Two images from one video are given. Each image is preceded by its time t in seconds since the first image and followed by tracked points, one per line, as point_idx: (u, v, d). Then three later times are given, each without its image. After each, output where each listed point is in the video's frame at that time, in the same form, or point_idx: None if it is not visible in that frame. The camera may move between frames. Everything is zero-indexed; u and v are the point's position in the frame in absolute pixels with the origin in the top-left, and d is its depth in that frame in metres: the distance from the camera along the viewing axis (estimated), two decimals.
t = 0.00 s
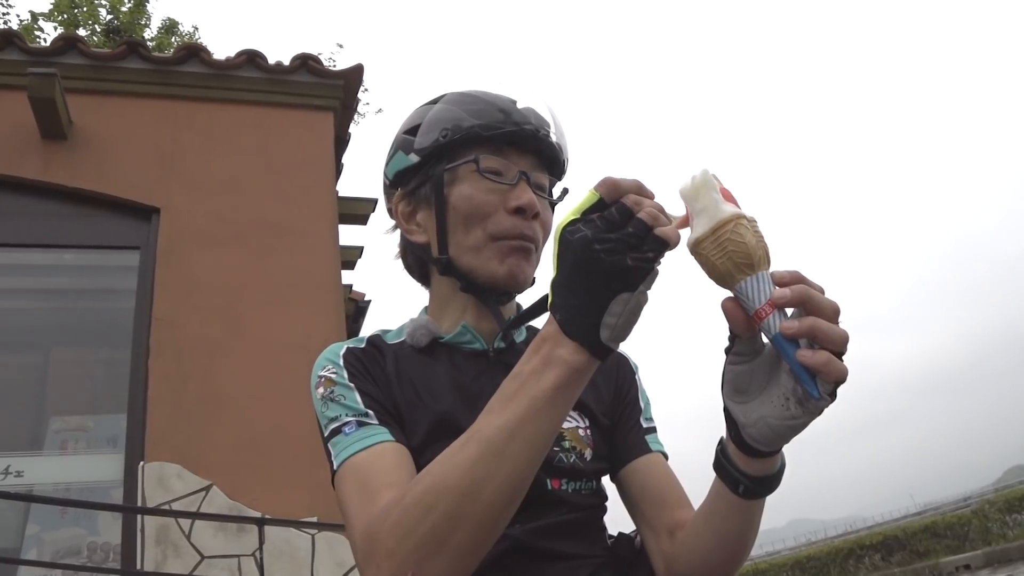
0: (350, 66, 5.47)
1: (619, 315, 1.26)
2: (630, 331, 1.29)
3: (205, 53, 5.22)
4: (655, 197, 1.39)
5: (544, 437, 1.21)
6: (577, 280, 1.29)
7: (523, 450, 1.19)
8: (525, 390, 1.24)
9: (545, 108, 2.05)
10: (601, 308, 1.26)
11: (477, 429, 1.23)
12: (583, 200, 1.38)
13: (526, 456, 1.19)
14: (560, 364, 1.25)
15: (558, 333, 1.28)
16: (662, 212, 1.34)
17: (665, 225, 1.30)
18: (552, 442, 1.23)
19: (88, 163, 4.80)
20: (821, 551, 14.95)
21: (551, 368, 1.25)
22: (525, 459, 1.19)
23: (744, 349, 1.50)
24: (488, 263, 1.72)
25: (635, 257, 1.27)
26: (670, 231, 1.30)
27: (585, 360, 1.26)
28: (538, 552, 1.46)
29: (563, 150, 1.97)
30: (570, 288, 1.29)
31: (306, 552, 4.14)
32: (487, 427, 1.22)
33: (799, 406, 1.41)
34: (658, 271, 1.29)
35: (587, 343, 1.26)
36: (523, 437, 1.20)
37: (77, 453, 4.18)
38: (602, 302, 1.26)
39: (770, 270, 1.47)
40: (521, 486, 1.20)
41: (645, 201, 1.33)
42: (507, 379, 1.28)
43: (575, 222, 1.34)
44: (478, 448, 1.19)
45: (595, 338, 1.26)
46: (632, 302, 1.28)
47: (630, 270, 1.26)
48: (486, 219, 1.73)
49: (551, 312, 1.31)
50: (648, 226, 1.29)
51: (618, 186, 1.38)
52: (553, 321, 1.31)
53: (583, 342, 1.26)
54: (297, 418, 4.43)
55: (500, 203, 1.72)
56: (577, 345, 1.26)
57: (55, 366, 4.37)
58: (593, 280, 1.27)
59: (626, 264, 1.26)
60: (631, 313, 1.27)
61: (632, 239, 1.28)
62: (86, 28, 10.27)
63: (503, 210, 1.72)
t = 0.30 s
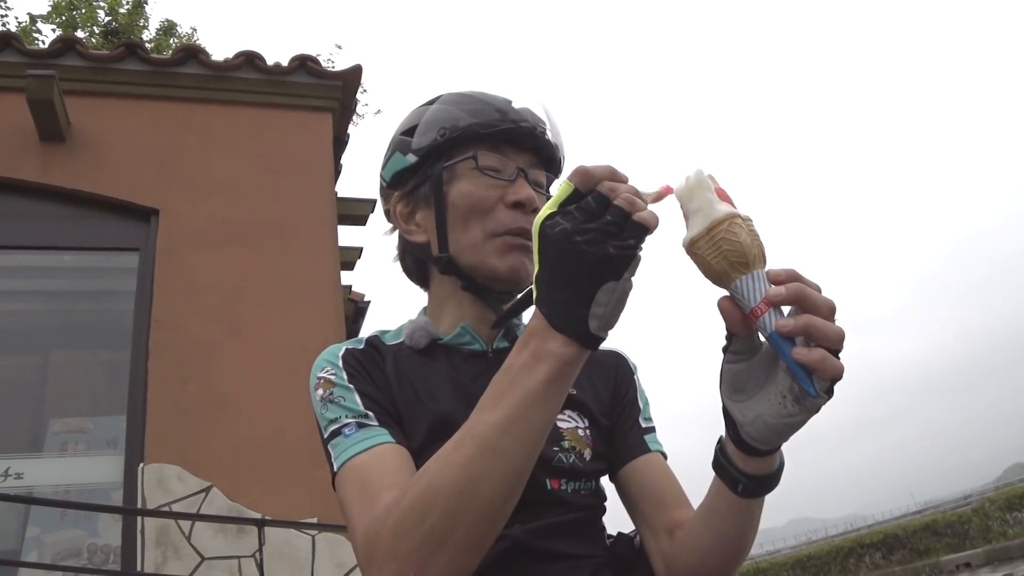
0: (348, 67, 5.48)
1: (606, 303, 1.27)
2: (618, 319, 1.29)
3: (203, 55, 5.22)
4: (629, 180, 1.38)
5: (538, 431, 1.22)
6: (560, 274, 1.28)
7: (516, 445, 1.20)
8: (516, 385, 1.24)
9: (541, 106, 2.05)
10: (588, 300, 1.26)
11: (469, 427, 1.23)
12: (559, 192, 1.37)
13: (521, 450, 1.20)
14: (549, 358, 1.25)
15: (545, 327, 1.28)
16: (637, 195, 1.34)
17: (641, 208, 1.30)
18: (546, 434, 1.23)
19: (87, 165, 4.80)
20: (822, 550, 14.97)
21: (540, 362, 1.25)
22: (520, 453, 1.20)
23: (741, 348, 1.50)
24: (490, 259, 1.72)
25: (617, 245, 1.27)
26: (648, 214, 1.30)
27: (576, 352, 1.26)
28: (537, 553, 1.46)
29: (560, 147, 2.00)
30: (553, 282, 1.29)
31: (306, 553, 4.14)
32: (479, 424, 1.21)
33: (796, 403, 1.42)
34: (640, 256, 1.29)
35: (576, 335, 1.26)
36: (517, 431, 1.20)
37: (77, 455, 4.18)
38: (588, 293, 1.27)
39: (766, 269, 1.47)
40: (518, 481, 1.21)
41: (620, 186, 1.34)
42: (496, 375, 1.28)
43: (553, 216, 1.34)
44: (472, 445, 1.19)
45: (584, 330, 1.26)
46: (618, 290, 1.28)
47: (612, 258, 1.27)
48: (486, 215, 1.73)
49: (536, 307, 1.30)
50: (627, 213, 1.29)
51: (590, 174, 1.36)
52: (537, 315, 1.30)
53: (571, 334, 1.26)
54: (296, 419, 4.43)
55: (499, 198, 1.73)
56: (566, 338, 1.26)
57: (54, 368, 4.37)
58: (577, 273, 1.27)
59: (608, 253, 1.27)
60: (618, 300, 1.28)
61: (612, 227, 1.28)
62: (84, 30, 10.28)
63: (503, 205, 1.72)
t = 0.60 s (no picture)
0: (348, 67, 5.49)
1: (593, 314, 1.28)
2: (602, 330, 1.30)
3: (203, 55, 5.22)
4: (616, 191, 1.39)
5: (526, 440, 1.22)
6: (549, 284, 1.28)
7: (506, 451, 1.20)
8: (504, 392, 1.24)
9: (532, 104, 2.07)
10: (575, 310, 1.27)
11: (457, 438, 1.23)
12: (548, 201, 1.36)
13: (511, 456, 1.21)
14: (534, 367, 1.25)
15: (530, 337, 1.28)
16: (625, 207, 1.35)
17: (631, 221, 1.31)
18: (535, 440, 1.24)
19: (87, 166, 4.80)
20: (822, 550, 14.99)
21: (526, 372, 1.25)
22: (510, 459, 1.20)
23: (750, 346, 1.50)
24: (491, 254, 1.71)
25: (606, 257, 1.28)
26: (637, 228, 1.31)
27: (562, 362, 1.26)
28: (538, 553, 1.46)
29: (552, 143, 2.01)
30: (542, 292, 1.28)
31: (306, 554, 4.14)
32: (467, 435, 1.22)
33: (800, 405, 1.42)
34: (627, 268, 1.30)
35: (563, 346, 1.26)
36: (507, 439, 1.21)
37: (77, 455, 4.18)
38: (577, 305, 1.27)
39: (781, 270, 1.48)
40: (507, 490, 1.21)
41: (610, 199, 1.34)
42: (482, 385, 1.28)
43: (542, 225, 1.33)
44: (460, 456, 1.20)
45: (571, 340, 1.26)
46: (605, 301, 1.29)
47: (601, 270, 1.27)
48: (484, 212, 1.73)
49: (523, 315, 1.30)
50: (616, 225, 1.30)
51: (579, 183, 1.35)
52: (524, 326, 1.29)
53: (558, 345, 1.25)
54: (297, 419, 4.44)
55: (496, 194, 1.73)
56: (551, 347, 1.26)
57: (55, 368, 4.37)
58: (566, 284, 1.27)
59: (598, 264, 1.27)
60: (604, 312, 1.29)
61: (601, 239, 1.28)
62: (83, 31, 10.29)
63: (500, 201, 1.73)
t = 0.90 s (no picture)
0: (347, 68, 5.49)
1: (546, 282, 1.39)
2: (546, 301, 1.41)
3: (202, 56, 5.22)
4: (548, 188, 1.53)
5: (496, 402, 1.28)
6: (516, 254, 1.35)
7: (480, 413, 1.26)
8: (471, 359, 1.30)
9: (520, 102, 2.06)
10: (533, 278, 1.36)
11: (430, 409, 1.27)
12: (507, 185, 1.43)
13: (486, 418, 1.26)
14: (496, 332, 1.31)
15: (491, 306, 1.34)
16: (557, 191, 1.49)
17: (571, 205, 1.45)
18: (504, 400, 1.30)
19: (86, 167, 4.80)
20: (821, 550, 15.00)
21: (490, 338, 1.31)
22: (485, 421, 1.26)
23: (758, 346, 1.49)
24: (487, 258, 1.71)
25: (559, 233, 1.40)
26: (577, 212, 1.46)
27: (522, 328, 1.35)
28: (536, 553, 1.46)
29: (543, 140, 2.00)
30: (508, 262, 1.35)
31: (306, 554, 4.14)
32: (440, 405, 1.27)
33: (800, 408, 1.41)
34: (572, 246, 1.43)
35: (524, 310, 1.34)
36: (479, 402, 1.26)
37: (77, 456, 4.18)
38: (537, 274, 1.36)
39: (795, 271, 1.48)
40: (485, 452, 1.26)
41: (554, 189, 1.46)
42: (446, 356, 1.33)
43: (505, 203, 1.40)
44: (436, 425, 1.24)
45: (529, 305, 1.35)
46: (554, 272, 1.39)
47: (556, 243, 1.39)
48: (476, 217, 1.72)
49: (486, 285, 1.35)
50: (564, 207, 1.43)
51: (534, 181, 1.45)
52: (485, 296, 1.35)
53: (517, 308, 1.34)
54: (296, 420, 4.43)
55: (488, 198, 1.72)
56: (514, 313, 1.33)
57: (54, 369, 4.37)
58: (525, 252, 1.35)
59: (555, 238, 1.38)
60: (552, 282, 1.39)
61: (554, 217, 1.40)
62: (82, 32, 10.28)
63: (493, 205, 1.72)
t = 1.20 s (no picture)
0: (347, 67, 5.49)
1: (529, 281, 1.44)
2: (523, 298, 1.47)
3: (202, 55, 5.22)
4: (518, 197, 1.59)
5: (489, 390, 1.31)
6: (509, 251, 1.39)
7: (473, 401, 1.28)
8: (462, 349, 1.32)
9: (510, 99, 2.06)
10: (521, 275, 1.41)
11: (424, 400, 1.29)
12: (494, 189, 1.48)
13: (479, 406, 1.29)
14: (486, 323, 1.35)
15: (481, 298, 1.37)
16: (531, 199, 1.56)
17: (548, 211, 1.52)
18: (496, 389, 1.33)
19: (86, 166, 4.80)
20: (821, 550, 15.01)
21: (481, 329, 1.34)
22: (479, 409, 1.28)
23: (759, 347, 1.48)
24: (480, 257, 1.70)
25: (544, 236, 1.46)
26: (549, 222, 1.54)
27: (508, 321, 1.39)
28: (536, 553, 1.46)
29: (533, 135, 1.99)
30: (501, 259, 1.39)
31: (306, 554, 4.14)
32: (434, 395, 1.28)
33: (797, 410, 1.41)
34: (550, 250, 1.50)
35: (511, 305, 1.39)
36: (473, 391, 1.29)
37: (76, 455, 4.18)
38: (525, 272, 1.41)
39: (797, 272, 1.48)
40: (480, 439, 1.28)
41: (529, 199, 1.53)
42: (437, 348, 1.35)
43: (498, 203, 1.44)
44: (433, 414, 1.26)
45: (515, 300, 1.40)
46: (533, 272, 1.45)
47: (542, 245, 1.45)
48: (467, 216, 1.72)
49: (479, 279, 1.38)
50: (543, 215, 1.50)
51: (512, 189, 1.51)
52: (475, 289, 1.38)
53: (505, 302, 1.38)
54: (296, 419, 4.43)
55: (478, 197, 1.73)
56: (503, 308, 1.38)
57: (53, 369, 4.37)
58: (515, 250, 1.40)
59: (541, 239, 1.44)
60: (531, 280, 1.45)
61: (539, 219, 1.46)
62: (81, 31, 10.28)
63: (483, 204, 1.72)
